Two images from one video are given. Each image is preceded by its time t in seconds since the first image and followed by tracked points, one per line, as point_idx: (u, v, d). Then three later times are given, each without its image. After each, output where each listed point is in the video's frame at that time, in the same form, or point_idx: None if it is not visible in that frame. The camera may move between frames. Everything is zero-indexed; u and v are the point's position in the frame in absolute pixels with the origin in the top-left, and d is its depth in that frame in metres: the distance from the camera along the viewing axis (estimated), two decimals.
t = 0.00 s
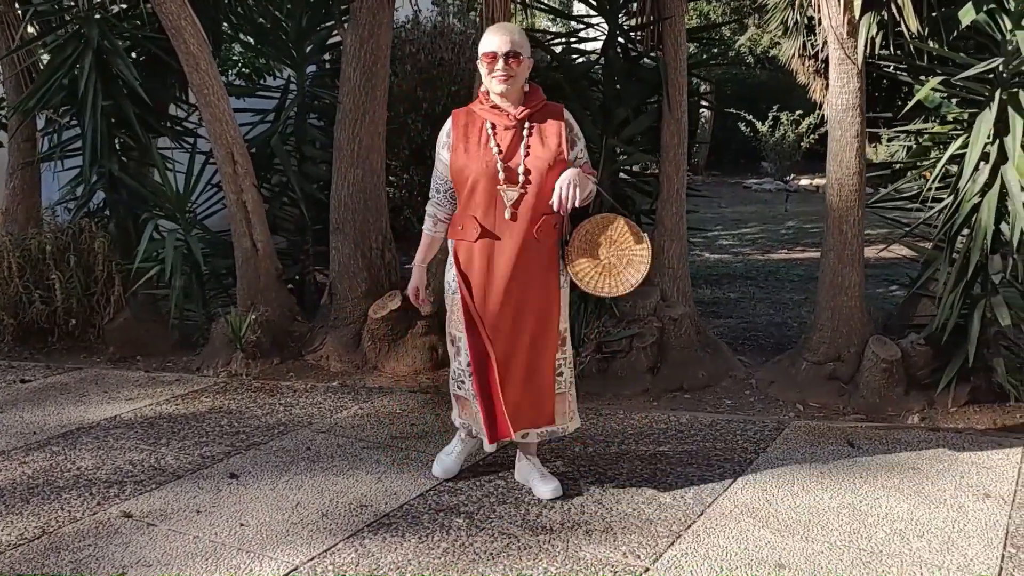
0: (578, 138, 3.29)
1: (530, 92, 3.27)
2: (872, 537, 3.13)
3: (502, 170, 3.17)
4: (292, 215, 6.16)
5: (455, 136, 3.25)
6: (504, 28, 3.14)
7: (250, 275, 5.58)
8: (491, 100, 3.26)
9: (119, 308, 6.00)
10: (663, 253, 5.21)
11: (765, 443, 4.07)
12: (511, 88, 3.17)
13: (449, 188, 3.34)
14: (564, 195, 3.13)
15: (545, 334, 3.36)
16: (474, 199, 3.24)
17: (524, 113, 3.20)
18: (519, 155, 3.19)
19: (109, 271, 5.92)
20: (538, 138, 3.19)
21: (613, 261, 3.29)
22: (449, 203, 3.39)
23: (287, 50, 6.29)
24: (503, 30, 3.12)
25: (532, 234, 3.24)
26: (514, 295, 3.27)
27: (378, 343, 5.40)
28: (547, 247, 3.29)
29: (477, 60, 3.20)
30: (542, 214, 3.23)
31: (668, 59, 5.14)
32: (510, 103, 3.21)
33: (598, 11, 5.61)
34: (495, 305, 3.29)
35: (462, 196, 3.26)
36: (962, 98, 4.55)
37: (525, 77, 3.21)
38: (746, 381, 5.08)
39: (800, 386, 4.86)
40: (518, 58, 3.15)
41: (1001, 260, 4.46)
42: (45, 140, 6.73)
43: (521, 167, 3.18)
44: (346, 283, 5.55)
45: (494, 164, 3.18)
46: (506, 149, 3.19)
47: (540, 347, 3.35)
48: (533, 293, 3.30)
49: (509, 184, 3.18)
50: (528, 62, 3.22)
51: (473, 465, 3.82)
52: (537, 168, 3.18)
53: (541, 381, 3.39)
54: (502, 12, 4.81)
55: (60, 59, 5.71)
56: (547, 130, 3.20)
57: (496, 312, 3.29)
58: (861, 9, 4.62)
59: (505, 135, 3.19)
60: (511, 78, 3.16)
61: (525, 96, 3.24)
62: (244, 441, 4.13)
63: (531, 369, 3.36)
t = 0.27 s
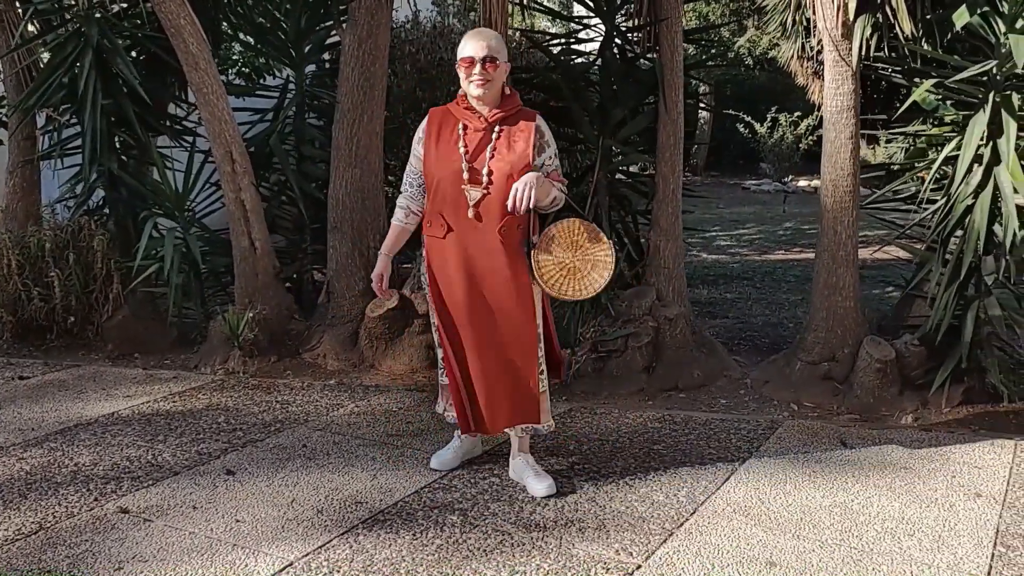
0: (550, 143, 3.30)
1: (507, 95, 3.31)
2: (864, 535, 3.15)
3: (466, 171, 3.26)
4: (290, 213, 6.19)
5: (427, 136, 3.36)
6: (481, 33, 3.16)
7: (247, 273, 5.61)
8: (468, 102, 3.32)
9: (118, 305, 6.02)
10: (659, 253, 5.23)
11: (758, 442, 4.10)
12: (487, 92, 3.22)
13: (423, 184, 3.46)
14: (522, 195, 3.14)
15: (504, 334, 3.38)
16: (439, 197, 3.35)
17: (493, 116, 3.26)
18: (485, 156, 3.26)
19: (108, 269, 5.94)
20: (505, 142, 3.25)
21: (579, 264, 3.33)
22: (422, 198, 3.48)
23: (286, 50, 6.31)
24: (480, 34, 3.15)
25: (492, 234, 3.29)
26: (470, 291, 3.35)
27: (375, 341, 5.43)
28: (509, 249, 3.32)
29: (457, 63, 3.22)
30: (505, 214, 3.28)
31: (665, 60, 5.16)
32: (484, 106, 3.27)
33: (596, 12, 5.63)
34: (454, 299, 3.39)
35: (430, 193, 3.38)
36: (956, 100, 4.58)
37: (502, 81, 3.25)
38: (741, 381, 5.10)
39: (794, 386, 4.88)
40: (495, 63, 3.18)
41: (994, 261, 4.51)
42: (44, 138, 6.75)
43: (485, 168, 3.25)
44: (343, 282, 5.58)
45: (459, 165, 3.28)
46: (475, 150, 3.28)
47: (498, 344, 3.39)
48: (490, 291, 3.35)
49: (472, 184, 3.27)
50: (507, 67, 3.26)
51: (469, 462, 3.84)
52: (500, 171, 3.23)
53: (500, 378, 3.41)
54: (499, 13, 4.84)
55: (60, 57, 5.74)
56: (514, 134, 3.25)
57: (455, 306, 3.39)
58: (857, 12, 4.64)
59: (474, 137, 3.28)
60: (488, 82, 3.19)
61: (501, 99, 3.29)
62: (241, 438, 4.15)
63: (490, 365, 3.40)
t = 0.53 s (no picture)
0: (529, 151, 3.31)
1: (487, 102, 3.32)
2: (858, 536, 3.17)
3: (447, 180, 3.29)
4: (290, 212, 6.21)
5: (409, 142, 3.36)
6: (461, 45, 3.15)
7: (247, 272, 5.63)
8: (448, 109, 3.32)
9: (118, 303, 6.04)
10: (657, 255, 5.25)
11: (755, 443, 4.12)
12: (467, 103, 3.23)
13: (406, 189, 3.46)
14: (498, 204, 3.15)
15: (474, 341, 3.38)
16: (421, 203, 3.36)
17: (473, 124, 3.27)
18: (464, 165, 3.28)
19: (108, 267, 5.96)
20: (484, 150, 3.26)
21: (559, 266, 3.34)
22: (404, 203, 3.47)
23: (287, 49, 6.33)
24: (460, 46, 3.14)
25: (468, 241, 3.32)
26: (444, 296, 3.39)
27: (374, 340, 5.45)
28: (484, 256, 3.33)
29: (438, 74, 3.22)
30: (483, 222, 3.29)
31: (664, 62, 5.17)
32: (464, 115, 3.28)
33: (596, 14, 5.65)
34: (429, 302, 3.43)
35: (410, 199, 3.39)
36: (954, 104, 4.61)
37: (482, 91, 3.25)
38: (738, 382, 5.12)
39: (791, 387, 4.90)
40: (476, 74, 3.18)
41: (990, 265, 4.57)
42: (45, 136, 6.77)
43: (464, 177, 3.27)
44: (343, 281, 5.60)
45: (439, 173, 3.30)
46: (454, 159, 3.30)
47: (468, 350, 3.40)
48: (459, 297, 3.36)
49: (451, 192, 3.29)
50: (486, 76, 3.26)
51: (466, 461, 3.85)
52: (479, 179, 3.26)
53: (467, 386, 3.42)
54: (500, 15, 4.85)
55: (62, 55, 5.77)
56: (494, 143, 3.26)
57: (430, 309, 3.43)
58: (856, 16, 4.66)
59: (454, 145, 3.29)
60: (468, 93, 3.20)
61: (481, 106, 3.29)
62: (240, 436, 4.17)
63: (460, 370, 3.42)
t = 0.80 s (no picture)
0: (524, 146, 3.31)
1: (479, 101, 3.32)
2: (857, 538, 3.18)
3: (443, 179, 3.26)
4: (292, 211, 6.22)
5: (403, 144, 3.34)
6: (453, 48, 3.14)
7: (248, 270, 5.64)
8: (441, 111, 3.31)
9: (119, 300, 6.05)
10: (657, 255, 5.26)
11: (754, 444, 4.13)
12: (461, 106, 3.23)
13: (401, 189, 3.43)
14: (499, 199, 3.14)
15: (462, 337, 3.34)
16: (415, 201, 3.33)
17: (467, 122, 3.26)
18: (459, 162, 3.26)
19: (110, 264, 5.96)
20: (479, 146, 3.25)
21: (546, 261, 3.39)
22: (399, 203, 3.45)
23: (290, 48, 6.34)
24: (452, 48, 3.13)
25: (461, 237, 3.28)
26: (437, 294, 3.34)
27: (374, 340, 5.50)
28: (475, 253, 3.29)
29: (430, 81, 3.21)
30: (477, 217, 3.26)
31: (666, 64, 5.18)
32: (458, 115, 3.27)
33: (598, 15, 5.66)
34: (422, 301, 3.39)
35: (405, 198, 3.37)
36: (955, 107, 4.62)
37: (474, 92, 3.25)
38: (737, 383, 5.14)
39: (791, 389, 4.91)
40: (469, 77, 3.18)
41: (990, 267, 4.59)
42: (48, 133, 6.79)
43: (459, 173, 3.25)
44: (344, 280, 5.61)
45: (434, 170, 3.27)
46: (449, 157, 3.28)
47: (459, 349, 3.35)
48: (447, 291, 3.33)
49: (447, 188, 3.26)
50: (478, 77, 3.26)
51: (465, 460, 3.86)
52: (475, 175, 3.24)
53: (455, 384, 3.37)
54: (503, 15, 4.86)
55: (65, 53, 5.78)
56: (489, 139, 3.25)
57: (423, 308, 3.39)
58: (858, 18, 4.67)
59: (449, 144, 3.27)
60: (462, 96, 3.20)
61: (474, 105, 3.29)
62: (240, 434, 4.18)
63: (450, 370, 3.37)
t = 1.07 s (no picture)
0: (525, 146, 3.28)
1: (483, 102, 3.30)
2: (861, 539, 3.19)
3: (442, 179, 3.25)
4: (295, 210, 6.23)
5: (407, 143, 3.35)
6: (456, 47, 3.12)
7: (252, 269, 5.64)
8: (445, 111, 3.31)
9: (122, 298, 6.05)
10: (661, 256, 5.27)
11: (757, 445, 4.13)
12: (464, 106, 3.22)
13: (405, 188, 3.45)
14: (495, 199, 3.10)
15: (459, 338, 3.32)
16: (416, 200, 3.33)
17: (469, 123, 3.25)
18: (458, 162, 3.24)
19: (113, 262, 5.96)
20: (478, 146, 3.23)
21: (549, 266, 3.31)
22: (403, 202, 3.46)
23: (293, 47, 6.34)
24: (455, 49, 3.11)
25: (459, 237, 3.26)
26: (433, 292, 3.34)
27: (377, 339, 5.50)
28: (473, 252, 3.28)
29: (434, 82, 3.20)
30: (475, 217, 3.24)
31: (670, 65, 5.19)
32: (461, 114, 3.26)
33: (602, 15, 5.67)
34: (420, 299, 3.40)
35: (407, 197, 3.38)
36: (959, 109, 4.62)
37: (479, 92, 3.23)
38: (740, 384, 5.14)
39: (794, 390, 4.92)
40: (472, 78, 3.16)
41: (994, 269, 4.56)
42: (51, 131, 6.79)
43: (457, 173, 3.24)
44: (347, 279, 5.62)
45: (432, 170, 3.27)
46: (449, 157, 3.27)
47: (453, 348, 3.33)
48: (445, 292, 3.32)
49: (445, 187, 3.25)
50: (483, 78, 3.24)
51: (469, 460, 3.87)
52: (472, 175, 3.22)
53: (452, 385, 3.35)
54: (508, 15, 4.86)
55: (69, 51, 5.78)
56: (488, 139, 3.24)
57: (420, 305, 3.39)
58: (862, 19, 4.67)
59: (449, 143, 3.27)
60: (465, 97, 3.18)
61: (477, 106, 3.28)
62: (244, 432, 4.18)
63: (445, 369, 3.35)
